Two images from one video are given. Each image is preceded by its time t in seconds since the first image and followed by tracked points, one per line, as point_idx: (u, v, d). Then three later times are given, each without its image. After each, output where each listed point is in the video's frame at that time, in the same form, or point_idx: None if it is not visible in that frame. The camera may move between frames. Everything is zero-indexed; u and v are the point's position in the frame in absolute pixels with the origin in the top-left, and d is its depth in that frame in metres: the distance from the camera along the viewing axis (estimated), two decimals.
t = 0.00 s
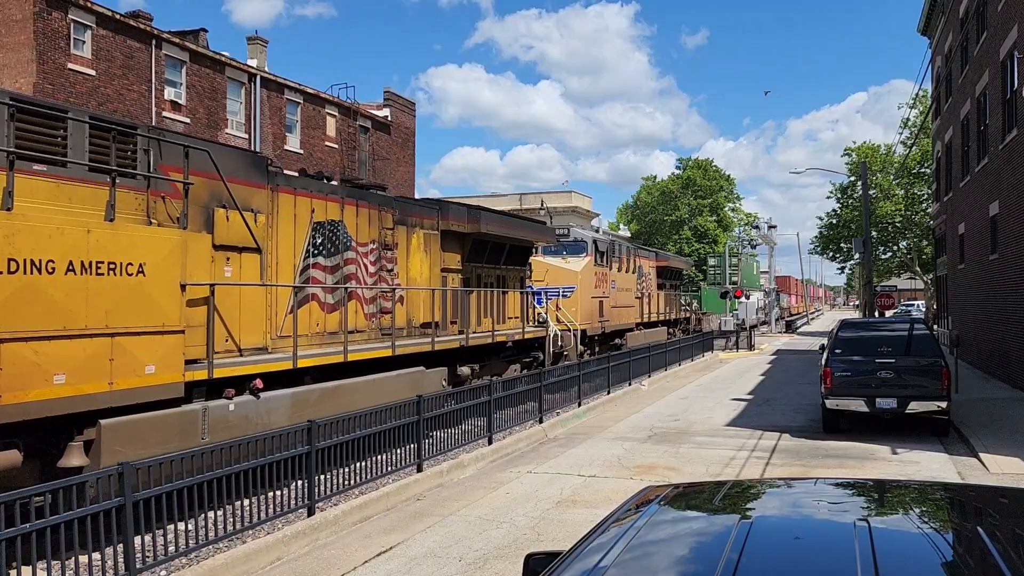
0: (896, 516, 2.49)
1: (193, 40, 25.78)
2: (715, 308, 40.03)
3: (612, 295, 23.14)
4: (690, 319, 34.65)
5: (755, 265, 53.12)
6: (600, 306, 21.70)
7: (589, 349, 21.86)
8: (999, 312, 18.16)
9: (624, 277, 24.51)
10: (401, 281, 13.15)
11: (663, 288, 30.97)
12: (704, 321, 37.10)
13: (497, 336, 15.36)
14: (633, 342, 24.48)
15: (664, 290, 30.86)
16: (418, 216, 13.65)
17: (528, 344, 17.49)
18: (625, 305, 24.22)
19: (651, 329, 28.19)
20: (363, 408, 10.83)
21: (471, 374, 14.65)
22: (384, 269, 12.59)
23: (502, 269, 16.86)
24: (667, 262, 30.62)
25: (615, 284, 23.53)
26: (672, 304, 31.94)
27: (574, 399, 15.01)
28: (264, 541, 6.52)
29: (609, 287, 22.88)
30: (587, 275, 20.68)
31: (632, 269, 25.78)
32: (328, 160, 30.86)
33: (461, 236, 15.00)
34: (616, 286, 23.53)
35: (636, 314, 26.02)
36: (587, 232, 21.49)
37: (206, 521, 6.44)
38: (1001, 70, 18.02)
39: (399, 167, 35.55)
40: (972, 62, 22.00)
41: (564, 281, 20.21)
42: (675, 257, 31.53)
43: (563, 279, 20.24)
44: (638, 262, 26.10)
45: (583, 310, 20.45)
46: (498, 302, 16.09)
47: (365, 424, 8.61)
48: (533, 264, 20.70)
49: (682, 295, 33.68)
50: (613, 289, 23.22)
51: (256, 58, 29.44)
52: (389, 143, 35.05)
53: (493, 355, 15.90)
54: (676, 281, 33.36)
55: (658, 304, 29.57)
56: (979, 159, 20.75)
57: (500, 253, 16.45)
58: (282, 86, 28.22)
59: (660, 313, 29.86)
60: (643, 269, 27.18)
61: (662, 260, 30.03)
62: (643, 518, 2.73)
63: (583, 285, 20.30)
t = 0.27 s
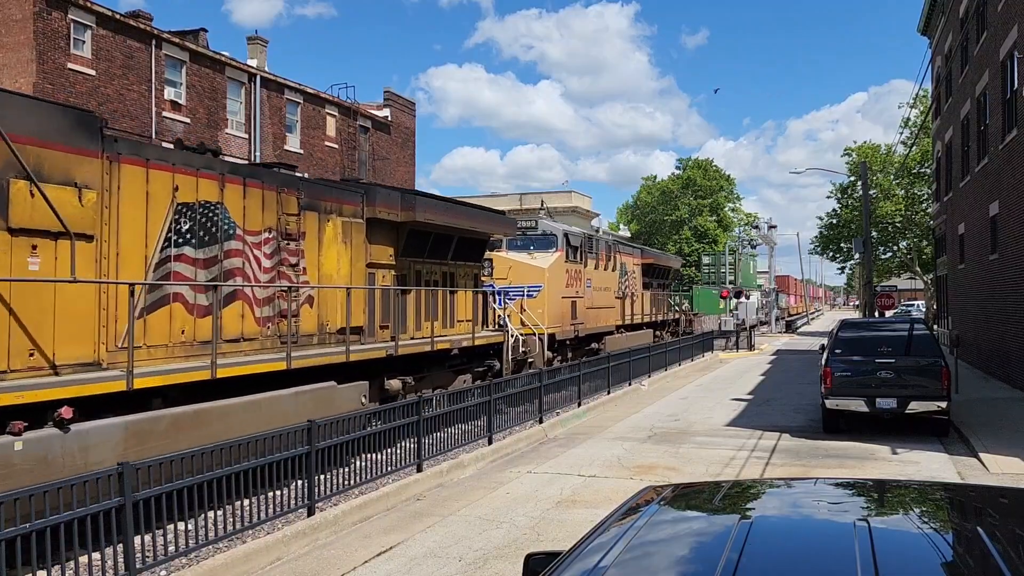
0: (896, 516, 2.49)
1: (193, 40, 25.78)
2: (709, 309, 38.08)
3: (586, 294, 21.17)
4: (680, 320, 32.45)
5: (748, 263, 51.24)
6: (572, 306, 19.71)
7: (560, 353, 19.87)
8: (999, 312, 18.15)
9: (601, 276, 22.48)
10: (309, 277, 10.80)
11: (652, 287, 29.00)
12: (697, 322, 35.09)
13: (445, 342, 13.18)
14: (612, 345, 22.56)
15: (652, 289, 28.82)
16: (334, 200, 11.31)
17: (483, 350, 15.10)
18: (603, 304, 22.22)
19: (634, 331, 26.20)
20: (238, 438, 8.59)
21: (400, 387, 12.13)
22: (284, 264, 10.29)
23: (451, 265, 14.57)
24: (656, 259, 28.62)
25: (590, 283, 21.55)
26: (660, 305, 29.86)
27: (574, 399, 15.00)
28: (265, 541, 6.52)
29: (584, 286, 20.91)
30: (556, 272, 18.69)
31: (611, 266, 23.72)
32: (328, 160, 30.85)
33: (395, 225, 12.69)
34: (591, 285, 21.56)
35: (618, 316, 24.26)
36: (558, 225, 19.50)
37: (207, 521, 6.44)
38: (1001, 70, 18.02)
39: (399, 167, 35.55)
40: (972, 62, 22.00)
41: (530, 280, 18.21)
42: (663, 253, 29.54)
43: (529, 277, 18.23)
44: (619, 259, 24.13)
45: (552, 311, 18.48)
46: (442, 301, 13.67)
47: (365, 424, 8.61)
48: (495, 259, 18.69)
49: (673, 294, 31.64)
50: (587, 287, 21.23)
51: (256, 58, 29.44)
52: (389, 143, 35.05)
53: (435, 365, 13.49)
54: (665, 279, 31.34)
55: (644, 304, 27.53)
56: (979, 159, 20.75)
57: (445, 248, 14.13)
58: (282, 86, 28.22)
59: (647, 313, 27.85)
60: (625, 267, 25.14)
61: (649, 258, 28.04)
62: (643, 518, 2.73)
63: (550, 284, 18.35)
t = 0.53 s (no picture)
0: (897, 516, 2.49)
1: (193, 40, 25.79)
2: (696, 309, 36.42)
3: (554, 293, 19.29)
4: (667, 320, 30.46)
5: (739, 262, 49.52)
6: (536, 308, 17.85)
7: (523, 360, 17.96)
8: (999, 312, 18.15)
9: (573, 274, 20.62)
10: (175, 278, 8.62)
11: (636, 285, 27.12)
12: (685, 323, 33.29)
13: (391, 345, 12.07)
14: (587, 349, 20.70)
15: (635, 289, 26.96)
16: (214, 177, 9.09)
17: (422, 357, 12.77)
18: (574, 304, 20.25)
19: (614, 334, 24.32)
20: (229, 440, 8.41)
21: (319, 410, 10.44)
22: (131, 255, 8.09)
23: (380, 258, 12.27)
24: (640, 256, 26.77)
25: (560, 281, 19.66)
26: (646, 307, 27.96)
27: (574, 399, 15.00)
28: (265, 541, 6.52)
29: (553, 285, 19.07)
30: (516, 268, 16.84)
31: (587, 263, 21.87)
32: (329, 160, 30.86)
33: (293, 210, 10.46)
34: (561, 283, 19.66)
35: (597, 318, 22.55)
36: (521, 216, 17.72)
37: (207, 521, 6.44)
38: (1001, 70, 18.02)
39: (399, 167, 35.55)
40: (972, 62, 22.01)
41: (486, 278, 16.49)
42: (648, 250, 27.73)
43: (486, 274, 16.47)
44: (598, 255, 22.34)
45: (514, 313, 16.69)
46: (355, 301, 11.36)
47: (365, 424, 8.60)
48: (447, 255, 17.02)
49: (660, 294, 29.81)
50: (557, 286, 19.35)
51: (256, 58, 29.44)
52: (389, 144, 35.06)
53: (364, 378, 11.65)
54: (651, 278, 29.43)
55: (626, 306, 25.56)
56: (979, 159, 20.75)
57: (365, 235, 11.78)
58: (282, 86, 28.22)
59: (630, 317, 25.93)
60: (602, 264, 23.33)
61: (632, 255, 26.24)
62: (643, 518, 2.73)
63: (508, 281, 16.46)
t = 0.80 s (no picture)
0: (897, 516, 2.49)
1: (193, 40, 25.78)
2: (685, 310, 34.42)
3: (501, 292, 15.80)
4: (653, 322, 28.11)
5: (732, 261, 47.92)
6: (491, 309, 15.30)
7: (475, 368, 15.42)
8: (999, 312, 18.15)
9: (538, 270, 18.01)
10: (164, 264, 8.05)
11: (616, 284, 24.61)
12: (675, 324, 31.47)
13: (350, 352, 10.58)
14: (554, 355, 18.21)
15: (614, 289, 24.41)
16: (163, 160, 7.59)
17: (331, 369, 10.27)
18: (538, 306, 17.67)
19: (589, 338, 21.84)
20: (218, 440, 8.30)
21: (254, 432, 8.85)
22: None
23: (278, 248, 9.52)
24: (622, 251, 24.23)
25: (523, 278, 17.05)
26: (628, 307, 25.46)
27: (574, 399, 15.00)
28: (265, 541, 6.52)
29: (513, 283, 16.49)
30: (465, 263, 14.25)
31: (557, 258, 19.26)
32: (329, 160, 30.86)
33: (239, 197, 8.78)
34: (524, 281, 17.06)
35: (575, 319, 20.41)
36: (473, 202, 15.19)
37: (206, 521, 6.44)
38: (1002, 70, 18.01)
39: (399, 167, 35.54)
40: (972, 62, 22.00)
41: (427, 274, 13.83)
42: (632, 245, 25.35)
43: (429, 270, 13.83)
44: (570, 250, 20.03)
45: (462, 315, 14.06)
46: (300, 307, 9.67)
47: (365, 424, 8.60)
48: (383, 248, 14.20)
49: (645, 294, 27.35)
50: (518, 284, 16.76)
51: (256, 58, 29.43)
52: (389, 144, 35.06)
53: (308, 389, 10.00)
54: (635, 276, 26.91)
55: (604, 306, 23.04)
56: (979, 159, 20.74)
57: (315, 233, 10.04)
58: (282, 86, 28.20)
59: (609, 318, 23.42)
60: (577, 259, 20.80)
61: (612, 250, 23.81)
62: (643, 518, 2.73)
63: (453, 280, 13.82)
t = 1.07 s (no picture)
0: (896, 516, 2.49)
1: (193, 40, 25.79)
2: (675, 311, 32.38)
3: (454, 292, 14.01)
4: (637, 324, 25.98)
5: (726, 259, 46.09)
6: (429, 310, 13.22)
7: (410, 381, 13.29)
8: (999, 312, 18.14)
9: (495, 265, 15.81)
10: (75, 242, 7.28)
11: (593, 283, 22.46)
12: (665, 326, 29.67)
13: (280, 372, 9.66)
14: (513, 363, 16.14)
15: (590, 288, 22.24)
16: (75, 138, 6.66)
17: (195, 389, 8.21)
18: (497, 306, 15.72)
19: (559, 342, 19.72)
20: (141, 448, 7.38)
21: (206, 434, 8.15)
22: None
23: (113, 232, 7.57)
24: (602, 247, 22.15)
25: (473, 274, 14.88)
26: (607, 309, 23.30)
27: (574, 399, 15.00)
28: (265, 541, 6.52)
29: (460, 281, 14.33)
30: (393, 255, 12.22)
31: (520, 253, 17.16)
32: (329, 160, 30.86)
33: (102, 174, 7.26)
34: (474, 278, 14.89)
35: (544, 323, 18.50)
36: (410, 185, 13.18)
37: (206, 521, 6.45)
38: (1002, 70, 18.01)
39: (399, 167, 35.54)
40: (972, 62, 22.00)
41: (346, 269, 11.83)
42: (615, 241, 23.27)
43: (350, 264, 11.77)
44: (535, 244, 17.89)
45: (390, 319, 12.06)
46: (225, 308, 8.71)
47: (365, 424, 8.61)
48: (293, 239, 12.14)
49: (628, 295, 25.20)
50: (468, 281, 14.62)
51: (256, 58, 29.44)
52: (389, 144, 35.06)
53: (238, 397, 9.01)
54: (617, 275, 24.68)
55: (578, 308, 20.94)
56: (979, 159, 20.74)
57: (212, 217, 8.69)
58: (282, 86, 28.20)
59: (584, 320, 21.31)
60: (546, 253, 18.68)
61: (590, 246, 21.70)
62: (643, 518, 2.73)
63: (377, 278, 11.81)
